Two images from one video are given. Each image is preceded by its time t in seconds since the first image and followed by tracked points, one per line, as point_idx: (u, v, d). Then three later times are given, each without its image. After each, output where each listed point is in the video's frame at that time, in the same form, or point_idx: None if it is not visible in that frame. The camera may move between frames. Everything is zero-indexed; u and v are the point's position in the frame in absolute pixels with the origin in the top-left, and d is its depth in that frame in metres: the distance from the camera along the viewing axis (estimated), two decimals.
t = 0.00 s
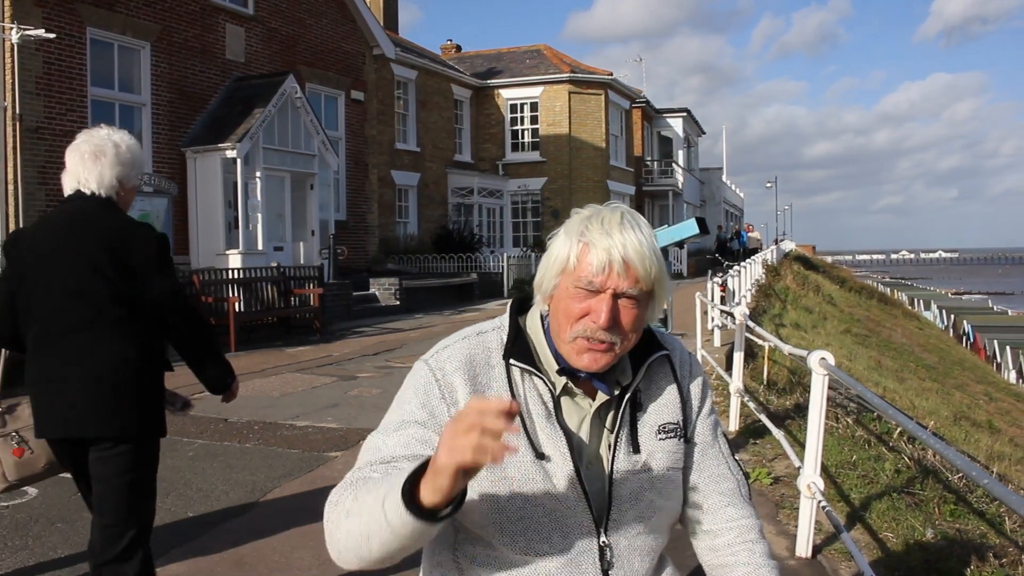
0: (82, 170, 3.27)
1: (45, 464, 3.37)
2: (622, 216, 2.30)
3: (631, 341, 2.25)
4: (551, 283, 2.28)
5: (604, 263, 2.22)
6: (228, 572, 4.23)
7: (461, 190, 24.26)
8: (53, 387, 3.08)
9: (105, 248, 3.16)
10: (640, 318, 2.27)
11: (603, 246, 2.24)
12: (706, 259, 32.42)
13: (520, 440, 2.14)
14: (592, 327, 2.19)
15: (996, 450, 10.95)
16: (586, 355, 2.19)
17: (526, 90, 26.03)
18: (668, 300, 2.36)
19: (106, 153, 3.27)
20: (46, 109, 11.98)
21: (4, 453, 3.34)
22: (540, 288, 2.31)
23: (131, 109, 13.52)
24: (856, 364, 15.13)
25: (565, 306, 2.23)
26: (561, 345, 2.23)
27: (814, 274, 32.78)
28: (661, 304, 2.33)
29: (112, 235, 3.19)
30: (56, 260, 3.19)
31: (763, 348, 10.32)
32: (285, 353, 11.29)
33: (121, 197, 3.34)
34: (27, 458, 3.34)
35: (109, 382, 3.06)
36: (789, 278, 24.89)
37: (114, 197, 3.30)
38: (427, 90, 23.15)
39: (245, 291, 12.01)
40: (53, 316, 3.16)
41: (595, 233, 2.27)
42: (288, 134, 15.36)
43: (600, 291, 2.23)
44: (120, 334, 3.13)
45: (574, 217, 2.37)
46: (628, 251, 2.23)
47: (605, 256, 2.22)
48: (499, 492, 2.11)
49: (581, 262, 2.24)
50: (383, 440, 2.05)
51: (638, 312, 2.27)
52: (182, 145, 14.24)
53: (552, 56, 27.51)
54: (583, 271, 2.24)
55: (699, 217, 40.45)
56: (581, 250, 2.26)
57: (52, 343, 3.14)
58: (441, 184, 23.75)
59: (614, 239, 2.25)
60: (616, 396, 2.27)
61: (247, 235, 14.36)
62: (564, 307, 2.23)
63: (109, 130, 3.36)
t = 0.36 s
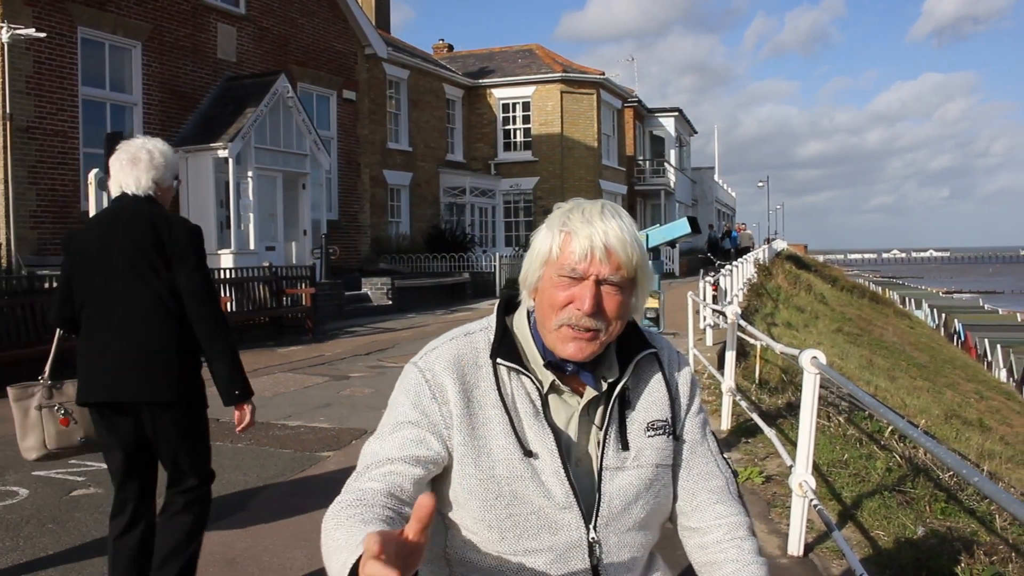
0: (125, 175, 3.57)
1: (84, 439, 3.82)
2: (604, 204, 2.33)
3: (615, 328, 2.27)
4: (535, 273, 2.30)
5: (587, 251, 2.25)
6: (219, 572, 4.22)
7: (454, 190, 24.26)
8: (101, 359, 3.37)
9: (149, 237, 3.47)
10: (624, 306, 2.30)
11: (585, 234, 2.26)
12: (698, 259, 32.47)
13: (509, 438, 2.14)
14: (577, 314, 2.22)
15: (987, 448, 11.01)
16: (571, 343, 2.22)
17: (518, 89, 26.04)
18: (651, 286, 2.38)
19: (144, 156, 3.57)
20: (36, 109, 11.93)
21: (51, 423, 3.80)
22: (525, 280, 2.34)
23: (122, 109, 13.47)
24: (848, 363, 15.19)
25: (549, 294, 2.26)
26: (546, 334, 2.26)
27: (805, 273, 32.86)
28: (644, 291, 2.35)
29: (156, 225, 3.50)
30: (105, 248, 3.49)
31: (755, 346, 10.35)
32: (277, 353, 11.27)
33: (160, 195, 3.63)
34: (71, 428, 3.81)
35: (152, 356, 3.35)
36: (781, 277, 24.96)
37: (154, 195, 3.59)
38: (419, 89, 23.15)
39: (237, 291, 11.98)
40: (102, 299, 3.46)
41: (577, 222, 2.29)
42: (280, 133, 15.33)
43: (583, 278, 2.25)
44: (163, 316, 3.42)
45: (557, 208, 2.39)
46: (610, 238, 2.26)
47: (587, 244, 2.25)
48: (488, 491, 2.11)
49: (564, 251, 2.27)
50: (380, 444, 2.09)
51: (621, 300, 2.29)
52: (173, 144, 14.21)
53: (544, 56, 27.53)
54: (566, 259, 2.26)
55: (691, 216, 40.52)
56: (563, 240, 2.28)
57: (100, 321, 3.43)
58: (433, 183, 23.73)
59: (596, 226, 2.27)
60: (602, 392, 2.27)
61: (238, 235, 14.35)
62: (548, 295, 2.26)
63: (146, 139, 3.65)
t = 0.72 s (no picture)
0: (184, 187, 3.78)
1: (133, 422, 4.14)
2: (574, 211, 2.23)
3: (591, 338, 2.21)
4: (508, 286, 2.23)
5: (557, 264, 2.16)
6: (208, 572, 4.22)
7: (445, 188, 24.27)
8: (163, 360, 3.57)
9: (209, 245, 3.68)
10: (600, 314, 2.22)
11: (553, 248, 2.16)
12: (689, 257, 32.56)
13: (490, 435, 2.11)
14: (552, 329, 2.15)
15: (976, 446, 11.09)
16: (548, 355, 2.16)
17: (509, 87, 26.05)
18: (628, 286, 2.29)
19: (202, 170, 3.76)
20: (25, 107, 11.87)
21: (101, 407, 4.12)
22: (498, 290, 2.27)
23: (112, 107, 13.41)
24: (838, 361, 15.27)
25: (523, 309, 2.19)
26: (523, 346, 2.20)
27: (796, 271, 32.99)
28: (621, 293, 2.27)
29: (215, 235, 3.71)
30: (168, 257, 3.70)
31: (746, 344, 10.40)
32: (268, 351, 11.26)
33: (214, 206, 3.83)
34: (121, 412, 4.12)
35: (217, 354, 3.58)
36: (771, 275, 25.05)
37: (210, 206, 3.80)
38: (410, 87, 23.12)
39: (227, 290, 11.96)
40: (163, 303, 3.66)
41: (546, 235, 2.19)
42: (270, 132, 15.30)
43: (556, 293, 2.17)
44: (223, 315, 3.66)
45: (528, 214, 2.30)
46: (579, 250, 2.16)
47: (556, 259, 2.15)
48: (469, 489, 2.10)
49: (534, 265, 2.18)
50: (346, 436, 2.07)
51: (597, 307, 2.21)
52: (164, 143, 14.17)
53: (535, 54, 27.53)
54: (536, 274, 2.18)
55: (681, 214, 40.58)
56: (533, 254, 2.19)
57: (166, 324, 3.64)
58: (424, 182, 23.72)
59: (564, 239, 2.17)
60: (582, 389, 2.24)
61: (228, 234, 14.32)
62: (521, 310, 2.19)
63: (203, 153, 3.86)
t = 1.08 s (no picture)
0: (202, 180, 4.07)
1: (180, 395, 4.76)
2: (530, 201, 2.21)
3: (556, 329, 2.20)
4: (468, 282, 2.21)
5: (514, 254, 2.15)
6: (191, 570, 4.21)
7: (427, 184, 24.22)
8: (192, 338, 3.89)
9: (225, 234, 3.96)
10: (563, 303, 2.21)
11: (511, 238, 2.15)
12: (671, 252, 32.66)
13: (458, 442, 2.09)
14: (515, 322, 2.14)
15: (955, 439, 11.20)
16: (513, 348, 2.15)
17: (491, 83, 26.05)
18: (589, 273, 2.28)
19: (219, 164, 4.06)
20: (4, 103, 11.77)
21: (154, 387, 4.73)
22: (459, 288, 2.25)
23: (91, 103, 13.30)
24: (819, 355, 15.38)
25: (484, 304, 2.17)
26: (487, 342, 2.19)
27: (778, 266, 33.17)
28: (581, 283, 2.26)
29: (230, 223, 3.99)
30: (189, 244, 3.98)
31: (728, 340, 10.45)
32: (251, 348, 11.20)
33: (228, 198, 4.11)
34: (170, 390, 4.74)
35: (233, 330, 3.88)
36: (753, 270, 25.18)
37: (226, 197, 4.09)
38: (392, 83, 23.06)
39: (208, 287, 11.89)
40: (186, 286, 3.96)
41: (503, 226, 2.17)
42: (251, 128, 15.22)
43: (515, 284, 2.16)
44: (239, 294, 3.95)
45: (484, 207, 2.28)
46: (537, 238, 2.15)
47: (513, 248, 2.15)
48: (443, 498, 2.07)
49: (492, 257, 2.17)
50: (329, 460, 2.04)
51: (558, 298, 2.20)
52: (144, 139, 14.07)
53: (517, 50, 27.54)
54: (495, 266, 2.16)
55: (663, 210, 40.73)
56: (490, 246, 2.17)
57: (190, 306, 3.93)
58: (406, 178, 23.66)
59: (521, 229, 2.16)
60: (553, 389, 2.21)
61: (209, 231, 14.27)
62: (482, 305, 2.18)
63: (219, 149, 4.15)
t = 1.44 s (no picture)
0: (206, 180, 4.45)
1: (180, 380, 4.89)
2: (480, 198, 2.06)
3: (513, 327, 2.07)
4: (421, 284, 2.08)
5: (466, 252, 2.01)
6: (167, 571, 4.20)
7: (401, 182, 24.17)
8: (191, 324, 4.30)
9: (225, 232, 4.36)
10: (520, 301, 2.08)
11: (461, 236, 2.01)
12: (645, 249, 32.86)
13: (419, 451, 1.96)
14: (470, 322, 2.01)
15: (926, 432, 11.40)
16: (471, 350, 2.01)
17: (464, 81, 26.05)
18: (546, 268, 2.14)
19: (219, 165, 4.42)
20: None
21: (156, 369, 4.85)
22: (413, 291, 2.12)
23: (61, 101, 13.14)
24: (792, 350, 15.56)
25: (437, 306, 2.04)
26: (445, 346, 2.05)
27: (752, 262, 33.48)
28: (539, 277, 2.11)
29: (227, 222, 4.37)
30: (193, 241, 4.39)
31: (702, 336, 10.56)
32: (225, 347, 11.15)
33: (230, 198, 4.47)
34: (172, 373, 4.86)
35: (234, 319, 4.30)
36: (727, 266, 25.39)
37: (226, 197, 4.46)
38: (366, 81, 22.99)
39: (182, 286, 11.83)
40: (190, 275, 4.38)
41: (452, 224, 2.04)
42: (224, 126, 15.14)
43: (469, 283, 2.02)
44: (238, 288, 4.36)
45: (434, 206, 2.14)
46: (489, 234, 2.01)
47: (465, 246, 2.00)
48: (406, 507, 1.95)
49: (444, 257, 2.03)
50: (283, 471, 1.96)
51: (515, 296, 2.06)
52: (116, 138, 13.94)
53: (491, 47, 27.56)
54: (447, 266, 2.02)
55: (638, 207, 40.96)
56: (441, 246, 2.04)
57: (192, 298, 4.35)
58: (380, 176, 23.61)
59: (472, 226, 2.02)
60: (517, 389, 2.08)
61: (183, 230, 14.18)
62: (436, 308, 2.05)
63: (222, 152, 4.50)
